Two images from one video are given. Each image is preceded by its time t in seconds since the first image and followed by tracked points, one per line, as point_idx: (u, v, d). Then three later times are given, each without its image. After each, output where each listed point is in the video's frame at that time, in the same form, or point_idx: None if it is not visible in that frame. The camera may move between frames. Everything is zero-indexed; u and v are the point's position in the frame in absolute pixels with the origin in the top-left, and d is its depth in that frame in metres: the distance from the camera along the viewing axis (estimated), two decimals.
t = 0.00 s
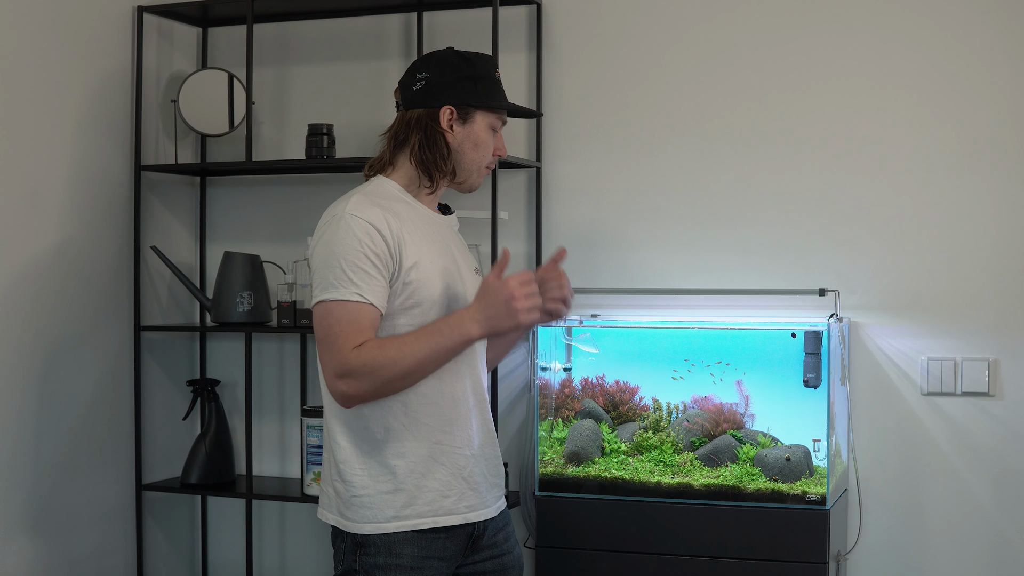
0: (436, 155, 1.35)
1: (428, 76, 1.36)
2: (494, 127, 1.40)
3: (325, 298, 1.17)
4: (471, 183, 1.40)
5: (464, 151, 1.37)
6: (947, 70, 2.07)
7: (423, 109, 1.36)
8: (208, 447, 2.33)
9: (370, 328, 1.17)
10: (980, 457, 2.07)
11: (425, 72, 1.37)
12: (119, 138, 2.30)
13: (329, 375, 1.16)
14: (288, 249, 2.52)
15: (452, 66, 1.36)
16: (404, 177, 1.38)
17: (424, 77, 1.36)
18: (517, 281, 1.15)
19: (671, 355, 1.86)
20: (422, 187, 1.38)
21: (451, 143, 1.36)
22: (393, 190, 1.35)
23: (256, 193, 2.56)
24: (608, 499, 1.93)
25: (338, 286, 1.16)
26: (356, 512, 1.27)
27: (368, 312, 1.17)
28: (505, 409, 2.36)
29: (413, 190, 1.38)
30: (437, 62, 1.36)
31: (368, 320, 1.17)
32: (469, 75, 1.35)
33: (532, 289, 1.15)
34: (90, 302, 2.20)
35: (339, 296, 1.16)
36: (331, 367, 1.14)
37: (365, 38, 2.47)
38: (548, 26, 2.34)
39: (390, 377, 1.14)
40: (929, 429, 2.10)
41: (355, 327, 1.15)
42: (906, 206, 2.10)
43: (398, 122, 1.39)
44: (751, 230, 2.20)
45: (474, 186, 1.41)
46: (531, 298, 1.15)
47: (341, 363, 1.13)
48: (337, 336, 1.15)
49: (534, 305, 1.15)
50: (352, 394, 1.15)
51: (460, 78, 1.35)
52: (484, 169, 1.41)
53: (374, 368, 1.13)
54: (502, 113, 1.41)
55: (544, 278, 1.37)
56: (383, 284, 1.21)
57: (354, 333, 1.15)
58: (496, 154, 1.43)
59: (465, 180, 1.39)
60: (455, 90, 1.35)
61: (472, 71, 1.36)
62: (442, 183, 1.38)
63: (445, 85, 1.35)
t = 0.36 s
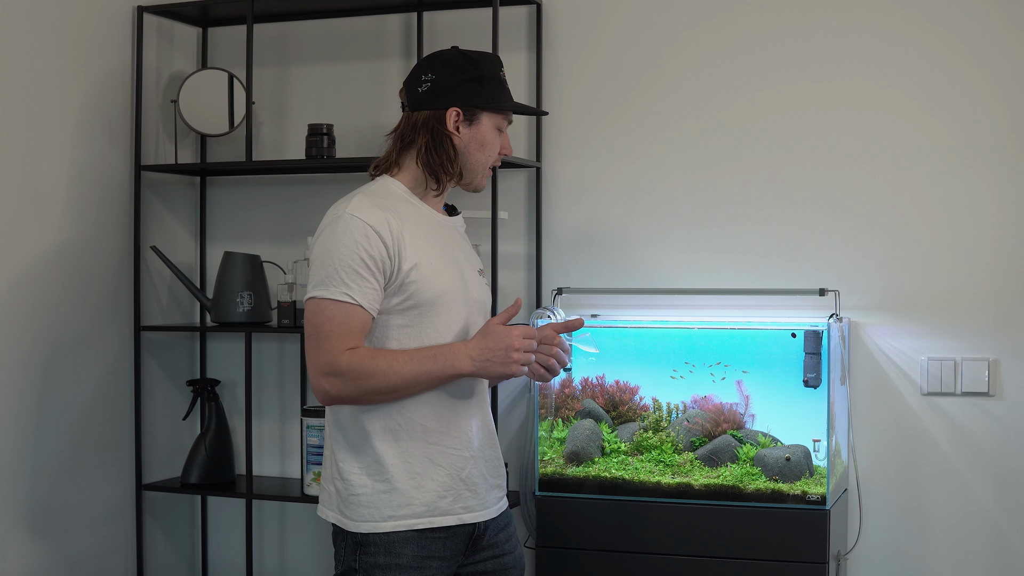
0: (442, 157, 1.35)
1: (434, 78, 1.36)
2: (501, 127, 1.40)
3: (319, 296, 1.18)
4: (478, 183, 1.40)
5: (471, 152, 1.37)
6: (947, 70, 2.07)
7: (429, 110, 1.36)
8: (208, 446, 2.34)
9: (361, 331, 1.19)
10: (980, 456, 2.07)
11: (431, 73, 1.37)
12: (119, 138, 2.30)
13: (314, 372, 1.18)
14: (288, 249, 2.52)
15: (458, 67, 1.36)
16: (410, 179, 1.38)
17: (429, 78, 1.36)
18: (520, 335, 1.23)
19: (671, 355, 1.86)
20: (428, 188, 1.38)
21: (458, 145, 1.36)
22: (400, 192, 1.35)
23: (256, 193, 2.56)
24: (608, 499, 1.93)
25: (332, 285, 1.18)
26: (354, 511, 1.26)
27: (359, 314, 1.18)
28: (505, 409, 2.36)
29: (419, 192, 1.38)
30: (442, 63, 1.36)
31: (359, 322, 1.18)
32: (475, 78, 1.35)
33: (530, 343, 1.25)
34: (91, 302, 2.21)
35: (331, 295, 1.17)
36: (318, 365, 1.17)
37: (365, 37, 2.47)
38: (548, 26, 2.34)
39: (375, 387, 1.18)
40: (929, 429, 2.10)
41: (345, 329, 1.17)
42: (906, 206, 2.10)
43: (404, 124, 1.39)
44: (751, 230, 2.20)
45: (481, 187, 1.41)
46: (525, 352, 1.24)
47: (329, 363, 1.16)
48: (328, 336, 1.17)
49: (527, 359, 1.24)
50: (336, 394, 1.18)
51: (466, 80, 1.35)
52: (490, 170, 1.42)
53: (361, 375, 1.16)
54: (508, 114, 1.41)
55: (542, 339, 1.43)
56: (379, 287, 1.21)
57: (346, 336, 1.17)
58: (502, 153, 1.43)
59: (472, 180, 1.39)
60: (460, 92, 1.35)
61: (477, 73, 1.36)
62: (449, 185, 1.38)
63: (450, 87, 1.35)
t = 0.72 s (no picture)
0: (442, 156, 1.35)
1: (433, 78, 1.37)
2: (502, 125, 1.39)
3: (317, 295, 1.18)
4: (479, 182, 1.40)
5: (471, 150, 1.37)
6: (947, 69, 2.07)
7: (428, 110, 1.36)
8: (208, 447, 2.33)
9: (358, 331, 1.19)
10: (980, 456, 2.07)
11: (430, 73, 1.38)
12: (119, 138, 2.30)
13: (311, 370, 1.19)
14: (288, 249, 2.52)
15: (456, 66, 1.36)
16: (411, 179, 1.38)
17: (429, 78, 1.37)
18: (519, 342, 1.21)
19: (671, 354, 1.86)
20: (428, 188, 1.38)
21: (457, 145, 1.36)
22: (400, 191, 1.35)
23: (256, 193, 2.56)
24: (608, 499, 1.93)
25: (329, 284, 1.18)
26: (351, 510, 1.27)
27: (356, 314, 1.18)
28: (505, 409, 2.35)
29: (419, 191, 1.38)
30: (441, 63, 1.37)
31: (356, 322, 1.19)
32: (473, 76, 1.35)
33: (530, 351, 1.22)
34: (91, 302, 2.21)
35: (328, 293, 1.17)
36: (314, 363, 1.17)
37: (365, 37, 2.47)
38: (548, 26, 2.34)
39: (370, 388, 1.18)
40: (929, 428, 2.10)
41: (342, 328, 1.17)
42: (906, 206, 2.10)
43: (405, 124, 1.40)
44: (751, 230, 2.20)
45: (483, 185, 1.41)
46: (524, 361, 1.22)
47: (324, 362, 1.16)
48: (324, 335, 1.17)
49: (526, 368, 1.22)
50: (331, 393, 1.18)
51: (466, 79, 1.35)
52: (493, 168, 1.41)
53: (357, 374, 1.16)
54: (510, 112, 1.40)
55: (543, 344, 1.43)
56: (377, 287, 1.21)
57: (342, 335, 1.17)
58: (504, 152, 1.42)
59: (473, 179, 1.39)
60: (459, 91, 1.35)
61: (476, 71, 1.36)
62: (449, 184, 1.38)
63: (449, 86, 1.35)
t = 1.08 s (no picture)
0: (440, 155, 1.35)
1: (430, 77, 1.37)
2: (502, 123, 1.39)
3: (310, 295, 1.19)
4: (480, 180, 1.39)
5: (469, 149, 1.36)
6: (947, 69, 2.07)
7: (426, 110, 1.37)
8: (208, 447, 2.33)
9: (351, 332, 1.19)
10: (980, 456, 2.07)
11: (428, 72, 1.38)
12: (119, 138, 2.30)
13: (305, 370, 1.19)
14: (288, 249, 2.52)
15: (454, 65, 1.36)
16: (410, 178, 1.38)
17: (426, 77, 1.37)
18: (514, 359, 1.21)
19: (671, 354, 1.86)
20: (427, 187, 1.38)
21: (456, 144, 1.36)
22: (399, 190, 1.35)
23: (256, 193, 2.55)
24: (608, 499, 1.93)
25: (323, 285, 1.19)
26: (347, 508, 1.27)
27: (349, 314, 1.19)
28: (505, 410, 2.35)
29: (418, 191, 1.38)
30: (440, 62, 1.37)
31: (348, 323, 1.19)
32: (471, 74, 1.35)
33: (523, 369, 1.22)
34: (91, 302, 2.21)
35: (321, 293, 1.18)
36: (307, 363, 1.18)
37: (365, 37, 2.47)
38: (548, 26, 2.34)
39: (363, 391, 1.18)
40: (929, 428, 2.10)
41: (336, 329, 1.18)
42: (906, 206, 2.10)
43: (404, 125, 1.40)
44: (751, 230, 2.20)
45: (485, 183, 1.40)
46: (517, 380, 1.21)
47: (317, 363, 1.17)
48: (318, 335, 1.18)
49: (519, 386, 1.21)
50: (324, 394, 1.19)
51: (464, 76, 1.35)
52: (494, 166, 1.40)
53: (349, 378, 1.17)
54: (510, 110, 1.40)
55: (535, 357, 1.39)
56: (371, 288, 1.22)
57: (336, 337, 1.18)
58: (506, 149, 1.41)
59: (472, 178, 1.39)
60: (456, 90, 1.35)
61: (474, 69, 1.36)
62: (449, 183, 1.38)
63: (446, 85, 1.35)
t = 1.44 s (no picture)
0: (429, 153, 1.35)
1: (420, 76, 1.38)
2: (493, 119, 1.38)
3: (314, 295, 1.21)
4: (473, 177, 1.39)
5: (460, 146, 1.36)
6: (947, 69, 2.07)
7: (416, 108, 1.37)
8: (208, 447, 2.33)
9: (361, 327, 1.20)
10: (980, 457, 2.07)
11: (418, 71, 1.38)
12: (119, 138, 2.30)
13: (322, 372, 1.20)
14: (289, 249, 2.52)
15: (443, 63, 1.36)
16: (402, 177, 1.39)
17: (416, 76, 1.38)
18: (524, 311, 1.21)
19: (671, 354, 1.86)
20: (418, 186, 1.38)
21: (446, 142, 1.36)
22: (392, 188, 1.36)
23: (256, 193, 2.55)
24: (608, 499, 1.93)
25: (324, 282, 1.20)
26: (343, 506, 1.29)
27: (357, 309, 1.20)
28: (505, 410, 2.35)
29: (410, 189, 1.38)
30: (429, 60, 1.37)
31: (358, 318, 1.20)
32: (459, 71, 1.35)
33: (535, 320, 1.22)
34: (90, 302, 2.21)
35: (327, 293, 1.19)
36: (323, 364, 1.18)
37: (365, 38, 2.47)
38: (548, 26, 2.34)
39: (380, 379, 1.17)
40: (929, 428, 2.10)
41: (344, 325, 1.19)
42: (906, 206, 2.10)
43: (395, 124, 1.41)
44: (751, 230, 2.20)
45: (479, 180, 1.40)
46: (531, 326, 1.21)
47: (333, 361, 1.17)
48: (330, 332, 1.18)
49: (534, 334, 1.21)
50: (346, 391, 1.19)
51: (452, 74, 1.35)
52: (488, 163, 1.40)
53: (364, 371, 1.16)
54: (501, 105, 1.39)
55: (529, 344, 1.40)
56: (372, 280, 1.23)
57: (348, 333, 1.18)
58: (500, 145, 1.40)
59: (465, 174, 1.38)
60: (444, 87, 1.35)
61: (462, 66, 1.35)
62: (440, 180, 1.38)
63: (435, 83, 1.35)
